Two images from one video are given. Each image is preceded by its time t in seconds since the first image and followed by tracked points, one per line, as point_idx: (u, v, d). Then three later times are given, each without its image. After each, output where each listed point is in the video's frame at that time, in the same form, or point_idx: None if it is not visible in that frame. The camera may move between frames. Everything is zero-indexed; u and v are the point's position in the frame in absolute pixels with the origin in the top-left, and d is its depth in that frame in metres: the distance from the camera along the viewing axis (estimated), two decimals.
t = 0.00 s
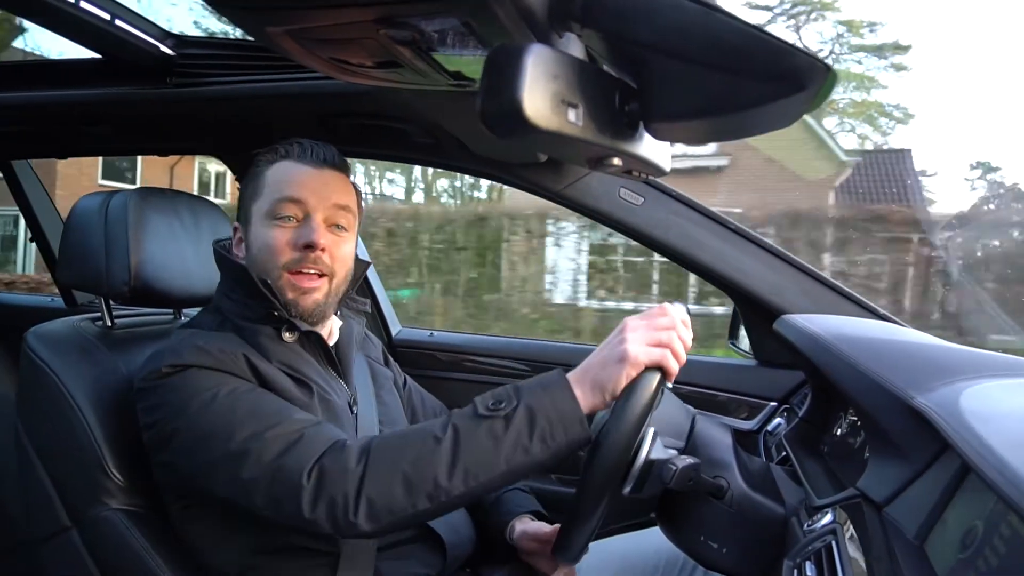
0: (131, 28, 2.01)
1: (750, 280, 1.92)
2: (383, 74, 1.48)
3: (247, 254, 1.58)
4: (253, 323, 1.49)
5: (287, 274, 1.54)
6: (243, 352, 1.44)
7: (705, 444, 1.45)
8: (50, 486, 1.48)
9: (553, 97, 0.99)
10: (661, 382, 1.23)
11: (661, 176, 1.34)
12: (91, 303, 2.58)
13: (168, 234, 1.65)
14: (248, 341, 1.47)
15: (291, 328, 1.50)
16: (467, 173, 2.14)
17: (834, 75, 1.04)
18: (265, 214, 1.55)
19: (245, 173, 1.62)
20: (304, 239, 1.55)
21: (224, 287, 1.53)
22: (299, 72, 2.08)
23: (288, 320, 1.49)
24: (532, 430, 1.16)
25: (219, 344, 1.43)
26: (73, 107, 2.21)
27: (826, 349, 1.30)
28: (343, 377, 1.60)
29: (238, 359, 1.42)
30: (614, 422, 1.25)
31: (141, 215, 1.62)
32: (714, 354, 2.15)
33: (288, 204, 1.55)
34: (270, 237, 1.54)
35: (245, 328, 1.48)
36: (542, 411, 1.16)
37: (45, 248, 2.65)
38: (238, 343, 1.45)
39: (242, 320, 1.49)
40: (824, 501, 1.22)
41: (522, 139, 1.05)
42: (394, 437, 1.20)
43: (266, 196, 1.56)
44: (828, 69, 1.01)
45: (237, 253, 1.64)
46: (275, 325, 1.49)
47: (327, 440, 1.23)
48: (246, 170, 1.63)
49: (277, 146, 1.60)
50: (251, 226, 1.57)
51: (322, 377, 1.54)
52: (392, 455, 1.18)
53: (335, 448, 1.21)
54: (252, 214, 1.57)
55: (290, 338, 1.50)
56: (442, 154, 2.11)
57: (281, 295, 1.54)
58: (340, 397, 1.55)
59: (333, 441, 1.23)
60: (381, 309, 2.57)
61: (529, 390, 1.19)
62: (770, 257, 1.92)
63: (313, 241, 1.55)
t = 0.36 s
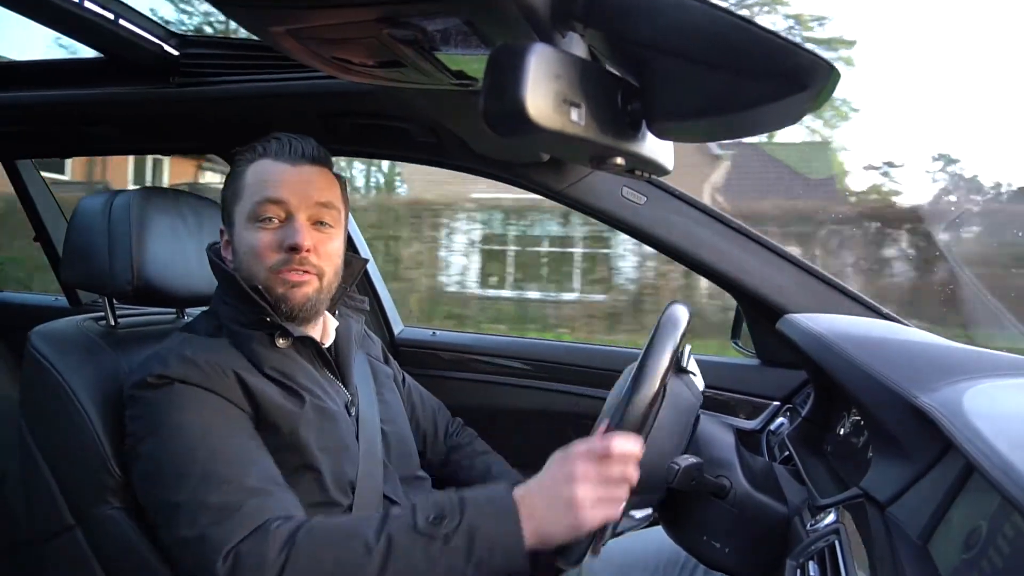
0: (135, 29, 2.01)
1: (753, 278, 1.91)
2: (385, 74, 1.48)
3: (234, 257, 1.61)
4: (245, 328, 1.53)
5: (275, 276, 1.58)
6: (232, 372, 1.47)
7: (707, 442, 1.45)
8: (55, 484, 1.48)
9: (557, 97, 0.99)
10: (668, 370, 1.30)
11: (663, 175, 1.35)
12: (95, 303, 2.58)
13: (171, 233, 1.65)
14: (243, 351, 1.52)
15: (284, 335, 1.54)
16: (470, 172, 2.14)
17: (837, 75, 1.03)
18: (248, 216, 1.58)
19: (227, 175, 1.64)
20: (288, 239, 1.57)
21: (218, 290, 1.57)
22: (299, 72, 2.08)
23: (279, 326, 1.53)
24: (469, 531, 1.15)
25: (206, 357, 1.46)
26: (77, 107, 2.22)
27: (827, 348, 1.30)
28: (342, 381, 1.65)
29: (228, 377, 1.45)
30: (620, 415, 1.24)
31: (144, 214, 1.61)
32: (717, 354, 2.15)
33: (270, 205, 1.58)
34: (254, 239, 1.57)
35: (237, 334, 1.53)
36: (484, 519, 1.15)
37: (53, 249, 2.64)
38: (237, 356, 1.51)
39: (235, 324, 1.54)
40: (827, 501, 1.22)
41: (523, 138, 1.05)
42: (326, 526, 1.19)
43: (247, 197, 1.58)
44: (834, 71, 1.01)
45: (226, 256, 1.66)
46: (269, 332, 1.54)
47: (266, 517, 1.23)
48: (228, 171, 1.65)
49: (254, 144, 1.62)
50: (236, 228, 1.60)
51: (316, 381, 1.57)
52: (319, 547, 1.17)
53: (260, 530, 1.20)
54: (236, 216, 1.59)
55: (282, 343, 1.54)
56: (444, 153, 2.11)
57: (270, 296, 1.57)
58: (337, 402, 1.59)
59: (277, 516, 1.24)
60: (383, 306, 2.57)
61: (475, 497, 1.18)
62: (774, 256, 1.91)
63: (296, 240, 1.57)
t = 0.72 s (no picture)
0: (134, 27, 2.01)
1: (751, 277, 1.92)
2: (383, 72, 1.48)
3: (226, 256, 1.60)
4: (244, 327, 1.55)
5: (275, 271, 1.58)
6: (243, 363, 1.50)
7: (708, 438, 1.45)
8: (54, 481, 1.48)
9: (556, 96, 1.00)
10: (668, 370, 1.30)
11: (662, 173, 1.35)
12: (94, 301, 2.57)
13: (171, 231, 1.65)
14: (245, 347, 1.54)
15: (284, 333, 1.56)
16: (469, 171, 2.13)
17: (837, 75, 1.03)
18: (238, 215, 1.58)
19: (205, 174, 1.64)
20: (286, 233, 1.59)
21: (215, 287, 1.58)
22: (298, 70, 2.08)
23: (279, 324, 1.55)
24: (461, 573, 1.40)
25: (217, 357, 1.48)
26: (76, 104, 2.22)
27: (826, 346, 1.31)
28: (341, 377, 1.67)
29: (238, 369, 1.49)
30: (620, 412, 1.27)
31: (144, 212, 1.61)
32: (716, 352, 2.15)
33: (260, 201, 1.58)
34: (247, 235, 1.57)
35: (235, 331, 1.54)
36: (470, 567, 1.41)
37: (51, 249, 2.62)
38: (240, 352, 1.52)
39: (235, 323, 1.55)
40: (827, 498, 1.22)
41: (523, 136, 1.05)
42: (348, 556, 1.37)
43: (234, 194, 1.58)
44: (833, 69, 1.00)
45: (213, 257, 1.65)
46: (268, 331, 1.56)
47: (289, 540, 1.35)
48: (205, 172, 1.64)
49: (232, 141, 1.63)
50: (224, 228, 1.59)
51: (316, 379, 1.59)
52: None
53: (286, 553, 1.32)
54: (224, 215, 1.59)
55: (282, 341, 1.56)
56: (444, 152, 2.10)
57: (275, 293, 1.58)
58: (337, 399, 1.61)
59: (294, 540, 1.36)
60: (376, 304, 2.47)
61: (463, 548, 1.43)
62: (773, 254, 1.91)
63: (294, 233, 1.59)
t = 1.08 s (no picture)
0: (134, 29, 2.02)
1: (751, 278, 1.92)
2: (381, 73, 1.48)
3: (269, 257, 1.58)
4: (246, 327, 1.54)
5: (329, 274, 1.61)
6: (242, 369, 1.50)
7: (707, 441, 1.45)
8: (53, 482, 1.48)
9: (556, 98, 1.00)
10: (668, 366, 1.33)
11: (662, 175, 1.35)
12: (93, 302, 2.58)
13: (171, 232, 1.65)
14: (246, 350, 1.53)
15: (286, 335, 1.55)
16: (468, 172, 2.13)
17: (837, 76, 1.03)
18: (290, 216, 1.58)
19: (234, 171, 1.59)
20: (340, 237, 1.63)
21: (214, 288, 1.58)
22: (298, 71, 2.09)
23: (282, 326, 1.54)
24: (461, 564, 1.43)
25: (215, 365, 1.47)
26: (76, 105, 2.22)
27: (826, 348, 1.31)
28: (339, 376, 1.66)
29: (237, 373, 1.48)
30: (621, 409, 1.27)
31: (143, 214, 1.61)
32: (714, 353, 2.15)
33: (313, 204, 1.60)
34: (301, 237, 1.58)
35: (237, 332, 1.54)
36: (469, 560, 1.44)
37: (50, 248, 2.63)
38: (239, 356, 1.52)
39: (237, 324, 1.54)
40: (826, 499, 1.21)
41: (522, 138, 1.05)
42: (351, 554, 1.39)
43: (283, 195, 1.58)
44: (832, 70, 1.00)
45: (238, 257, 1.60)
46: (269, 332, 1.54)
47: (293, 552, 1.35)
48: (231, 169, 1.60)
49: (265, 138, 1.61)
50: (270, 228, 1.57)
51: (318, 382, 1.58)
52: None
53: (289, 568, 1.32)
54: (269, 214, 1.58)
55: (283, 343, 1.55)
56: (444, 153, 2.10)
57: (328, 296, 1.61)
58: (337, 402, 1.60)
59: (301, 552, 1.36)
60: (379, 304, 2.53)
61: (462, 539, 1.46)
62: (773, 256, 1.91)
63: (348, 237, 1.64)
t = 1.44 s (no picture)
0: (133, 25, 2.03)
1: (751, 275, 1.92)
2: (381, 70, 1.48)
3: (294, 254, 1.59)
4: (250, 323, 1.54)
5: (350, 273, 1.65)
6: (247, 364, 1.50)
7: (706, 438, 1.46)
8: (52, 480, 1.49)
9: (554, 96, 1.00)
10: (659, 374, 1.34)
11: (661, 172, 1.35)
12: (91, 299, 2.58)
13: (171, 230, 1.65)
14: (250, 346, 1.54)
15: (289, 332, 1.55)
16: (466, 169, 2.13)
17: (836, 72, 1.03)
18: (316, 215, 1.60)
19: (257, 168, 1.59)
20: (360, 237, 1.67)
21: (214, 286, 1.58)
22: (297, 69, 2.08)
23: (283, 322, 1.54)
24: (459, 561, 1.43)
25: (216, 358, 1.48)
26: (73, 102, 2.22)
27: (824, 344, 1.31)
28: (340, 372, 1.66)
29: (241, 367, 1.49)
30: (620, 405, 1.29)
31: (142, 211, 1.61)
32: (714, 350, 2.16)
33: (338, 204, 1.63)
34: (326, 236, 1.61)
35: (242, 328, 1.54)
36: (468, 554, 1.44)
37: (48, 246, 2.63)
38: (244, 350, 1.52)
39: (242, 320, 1.55)
40: (825, 496, 1.22)
41: (522, 136, 1.05)
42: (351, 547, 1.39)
43: (310, 194, 1.60)
44: (830, 66, 1.00)
45: (260, 252, 1.60)
46: (273, 327, 1.54)
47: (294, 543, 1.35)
48: (254, 165, 1.59)
49: (286, 137, 1.61)
50: (297, 227, 1.59)
51: (319, 378, 1.59)
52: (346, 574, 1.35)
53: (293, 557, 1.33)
54: (295, 213, 1.59)
55: (286, 340, 1.55)
56: (442, 150, 2.10)
57: (349, 294, 1.65)
58: (339, 399, 1.61)
59: (302, 543, 1.37)
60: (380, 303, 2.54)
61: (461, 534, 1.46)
62: (772, 254, 1.91)
63: (367, 237, 1.68)
